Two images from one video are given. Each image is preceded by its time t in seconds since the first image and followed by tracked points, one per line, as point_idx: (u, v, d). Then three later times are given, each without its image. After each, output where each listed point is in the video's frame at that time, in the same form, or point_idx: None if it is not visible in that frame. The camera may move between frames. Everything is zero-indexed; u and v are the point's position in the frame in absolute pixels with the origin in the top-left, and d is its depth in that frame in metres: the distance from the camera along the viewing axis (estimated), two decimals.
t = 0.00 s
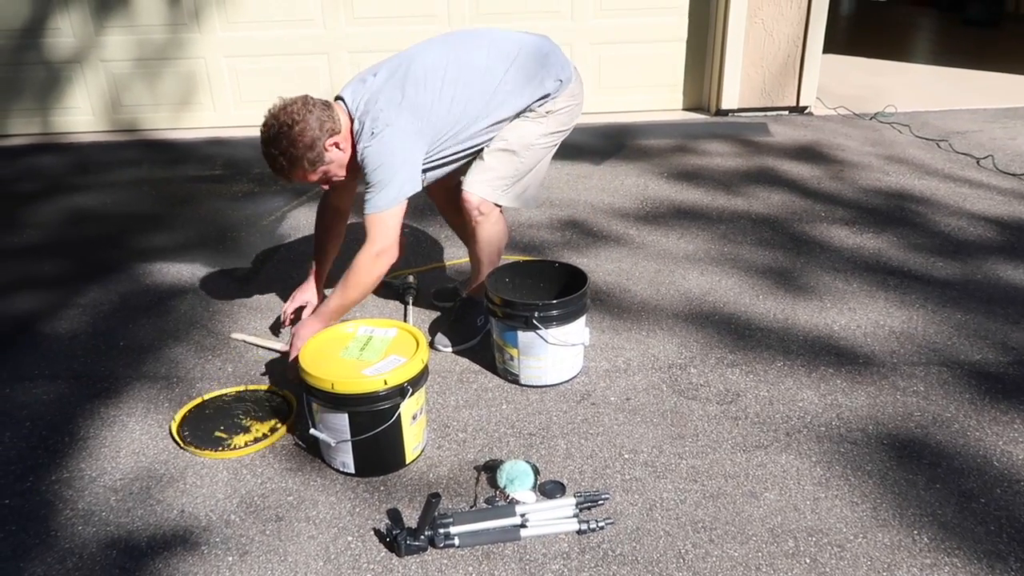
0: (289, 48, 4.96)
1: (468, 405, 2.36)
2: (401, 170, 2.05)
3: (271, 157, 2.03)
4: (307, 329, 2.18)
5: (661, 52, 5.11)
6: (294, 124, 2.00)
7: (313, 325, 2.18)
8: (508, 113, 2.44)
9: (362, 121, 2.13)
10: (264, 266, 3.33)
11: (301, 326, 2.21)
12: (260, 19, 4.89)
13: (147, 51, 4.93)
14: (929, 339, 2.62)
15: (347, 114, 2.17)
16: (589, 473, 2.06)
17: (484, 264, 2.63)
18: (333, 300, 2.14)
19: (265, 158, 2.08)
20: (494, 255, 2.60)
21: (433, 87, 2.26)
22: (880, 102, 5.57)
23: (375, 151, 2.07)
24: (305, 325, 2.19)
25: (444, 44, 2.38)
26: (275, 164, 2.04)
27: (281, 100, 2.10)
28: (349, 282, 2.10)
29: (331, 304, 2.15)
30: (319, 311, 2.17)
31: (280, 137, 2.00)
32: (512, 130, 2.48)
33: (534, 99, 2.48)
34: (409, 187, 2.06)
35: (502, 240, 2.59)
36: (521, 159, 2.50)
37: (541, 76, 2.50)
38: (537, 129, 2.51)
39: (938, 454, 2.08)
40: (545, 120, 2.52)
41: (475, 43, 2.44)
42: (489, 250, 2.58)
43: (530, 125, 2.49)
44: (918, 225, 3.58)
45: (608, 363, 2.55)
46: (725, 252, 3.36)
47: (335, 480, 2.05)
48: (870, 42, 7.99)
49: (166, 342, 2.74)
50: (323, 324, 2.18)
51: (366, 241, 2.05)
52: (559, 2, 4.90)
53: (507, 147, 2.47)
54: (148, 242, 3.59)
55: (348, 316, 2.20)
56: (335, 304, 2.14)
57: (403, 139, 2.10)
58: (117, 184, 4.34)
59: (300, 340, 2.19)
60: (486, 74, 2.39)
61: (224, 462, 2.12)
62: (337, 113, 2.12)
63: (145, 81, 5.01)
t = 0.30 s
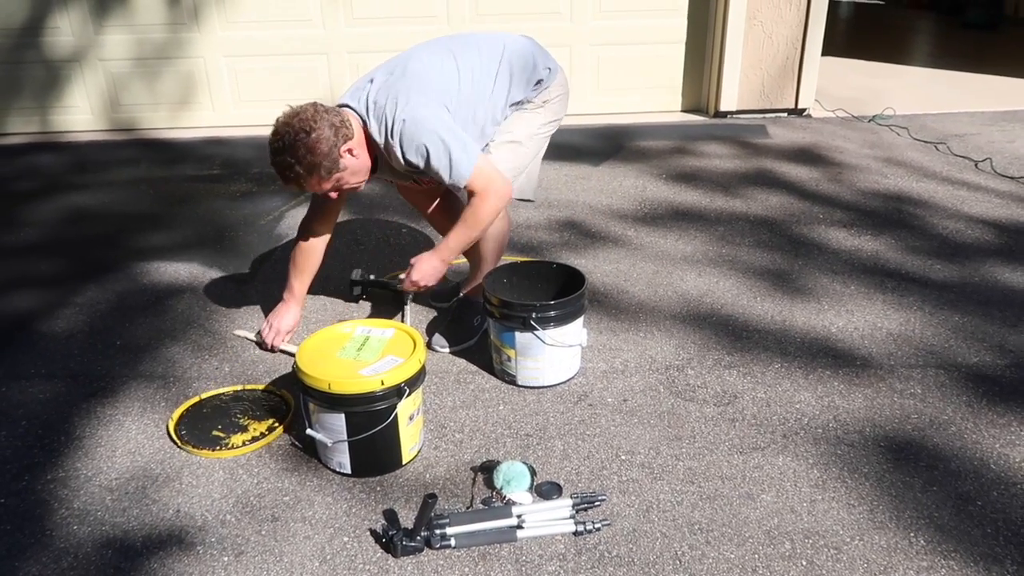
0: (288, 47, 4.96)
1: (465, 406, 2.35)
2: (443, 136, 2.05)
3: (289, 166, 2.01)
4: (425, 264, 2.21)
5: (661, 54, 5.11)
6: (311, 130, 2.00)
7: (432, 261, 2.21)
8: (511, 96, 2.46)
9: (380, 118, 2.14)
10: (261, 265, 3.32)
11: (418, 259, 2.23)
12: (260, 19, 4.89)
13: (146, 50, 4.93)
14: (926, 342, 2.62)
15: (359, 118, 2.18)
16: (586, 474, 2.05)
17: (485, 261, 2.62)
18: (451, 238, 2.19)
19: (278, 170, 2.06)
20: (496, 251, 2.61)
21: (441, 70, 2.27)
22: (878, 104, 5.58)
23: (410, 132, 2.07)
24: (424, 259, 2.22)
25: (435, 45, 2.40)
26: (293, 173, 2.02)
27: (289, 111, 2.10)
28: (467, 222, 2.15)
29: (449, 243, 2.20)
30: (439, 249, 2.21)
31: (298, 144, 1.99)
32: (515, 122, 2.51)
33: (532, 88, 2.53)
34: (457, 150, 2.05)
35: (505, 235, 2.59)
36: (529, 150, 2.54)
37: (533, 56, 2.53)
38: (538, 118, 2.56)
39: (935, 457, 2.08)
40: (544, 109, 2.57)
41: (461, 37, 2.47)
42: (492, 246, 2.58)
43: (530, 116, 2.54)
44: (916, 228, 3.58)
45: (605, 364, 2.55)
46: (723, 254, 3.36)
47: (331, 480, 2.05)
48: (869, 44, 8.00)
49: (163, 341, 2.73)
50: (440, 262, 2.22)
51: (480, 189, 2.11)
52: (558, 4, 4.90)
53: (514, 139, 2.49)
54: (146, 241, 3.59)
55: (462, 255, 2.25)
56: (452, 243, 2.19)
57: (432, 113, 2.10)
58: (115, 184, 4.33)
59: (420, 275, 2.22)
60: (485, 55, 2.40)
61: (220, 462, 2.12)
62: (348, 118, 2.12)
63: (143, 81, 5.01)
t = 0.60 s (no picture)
0: (283, 46, 4.95)
1: (458, 406, 2.35)
2: (473, 88, 2.00)
3: (303, 116, 1.91)
4: (460, 217, 2.17)
5: (656, 54, 5.11)
6: (326, 78, 1.91)
7: (466, 213, 2.17)
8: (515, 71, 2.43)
9: (399, 74, 2.07)
10: (255, 265, 3.31)
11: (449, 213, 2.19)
12: (254, 17, 4.88)
13: (140, 48, 4.91)
14: (919, 342, 2.63)
15: (373, 74, 2.10)
16: (579, 474, 2.06)
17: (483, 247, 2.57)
18: (479, 186, 2.16)
19: (287, 122, 1.95)
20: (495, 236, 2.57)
21: (454, 30, 2.22)
22: (872, 106, 5.59)
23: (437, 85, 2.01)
24: (457, 213, 2.17)
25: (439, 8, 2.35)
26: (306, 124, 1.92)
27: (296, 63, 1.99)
28: (491, 167, 2.14)
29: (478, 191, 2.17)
30: (467, 199, 2.18)
31: (315, 92, 1.89)
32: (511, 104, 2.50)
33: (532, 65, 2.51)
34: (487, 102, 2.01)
35: (504, 218, 2.57)
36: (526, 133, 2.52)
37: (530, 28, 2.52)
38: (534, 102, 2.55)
39: (927, 457, 2.08)
40: (540, 91, 2.56)
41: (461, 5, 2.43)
42: (491, 226, 2.54)
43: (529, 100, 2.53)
44: (909, 229, 3.59)
45: (599, 364, 2.55)
46: (717, 254, 3.37)
47: (324, 480, 2.04)
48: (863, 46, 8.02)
49: (155, 340, 2.72)
50: (472, 212, 2.18)
51: (507, 134, 2.08)
52: (553, 4, 4.90)
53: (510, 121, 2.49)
54: (139, 239, 3.57)
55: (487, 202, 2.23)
56: (481, 188, 2.16)
57: (456, 66, 2.05)
58: (108, 182, 4.31)
59: (457, 230, 2.17)
60: (490, 19, 2.37)
61: (212, 462, 2.11)
62: (360, 71, 2.04)
63: (137, 79, 4.99)
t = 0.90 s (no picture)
0: (276, 45, 4.93)
1: (451, 405, 2.35)
2: (485, 62, 2.10)
3: (328, 94, 1.90)
4: (433, 165, 2.26)
5: (649, 54, 5.12)
6: (351, 56, 1.91)
7: (439, 165, 2.27)
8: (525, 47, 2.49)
9: (415, 50, 2.11)
10: (248, 265, 3.30)
11: (422, 163, 2.27)
12: (247, 16, 4.86)
13: (132, 47, 4.89)
14: (910, 341, 2.64)
15: (388, 51, 2.12)
16: (572, 473, 2.06)
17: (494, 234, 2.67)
18: (457, 146, 2.30)
19: (309, 101, 1.93)
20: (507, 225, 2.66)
21: (459, 2, 2.26)
22: (864, 105, 5.62)
23: (455, 61, 2.09)
24: (430, 163, 2.26)
25: None
26: (329, 104, 1.91)
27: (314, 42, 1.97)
28: (474, 133, 2.30)
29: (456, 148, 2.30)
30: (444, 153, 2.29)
31: (342, 70, 1.89)
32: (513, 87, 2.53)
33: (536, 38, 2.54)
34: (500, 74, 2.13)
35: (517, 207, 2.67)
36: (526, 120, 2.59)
37: None
38: (534, 86, 2.58)
39: (918, 455, 2.09)
40: (542, 75, 2.59)
41: None
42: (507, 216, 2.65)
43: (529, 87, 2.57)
44: (901, 228, 3.60)
45: (592, 363, 2.56)
46: (710, 254, 3.37)
47: (317, 480, 2.04)
48: (855, 46, 8.06)
49: (147, 340, 2.71)
50: (446, 167, 2.29)
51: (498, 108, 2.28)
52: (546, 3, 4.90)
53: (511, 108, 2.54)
54: (131, 239, 3.56)
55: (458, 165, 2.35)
56: (462, 149, 2.30)
57: (471, 40, 2.12)
58: (99, 182, 4.29)
59: (428, 177, 2.26)
60: None
61: (204, 462, 2.11)
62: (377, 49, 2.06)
63: (128, 77, 4.97)
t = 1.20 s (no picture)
0: (269, 45, 4.92)
1: (446, 404, 2.35)
2: (497, 99, 2.13)
3: (357, 161, 1.98)
4: (447, 184, 2.32)
5: (642, 53, 5.12)
6: (376, 123, 1.97)
7: (453, 181, 2.33)
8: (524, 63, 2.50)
9: (428, 96, 2.14)
10: (241, 265, 3.30)
11: (437, 180, 2.34)
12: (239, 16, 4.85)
13: (124, 47, 4.88)
14: (902, 339, 2.66)
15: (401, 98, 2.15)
16: (567, 472, 2.06)
17: (505, 230, 2.73)
18: (473, 164, 2.36)
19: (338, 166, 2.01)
20: (518, 220, 2.73)
21: (461, 33, 2.26)
22: (857, 105, 5.64)
23: (468, 102, 2.11)
24: (444, 180, 2.32)
25: (439, 11, 2.37)
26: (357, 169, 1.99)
27: (336, 104, 2.01)
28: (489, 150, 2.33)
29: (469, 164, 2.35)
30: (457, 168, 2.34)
31: (367, 139, 1.96)
32: (520, 92, 2.55)
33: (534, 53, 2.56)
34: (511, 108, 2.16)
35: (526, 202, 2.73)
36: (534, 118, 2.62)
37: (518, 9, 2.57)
38: (539, 87, 2.60)
39: (911, 453, 2.10)
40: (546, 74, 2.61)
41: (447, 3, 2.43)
42: (518, 213, 2.70)
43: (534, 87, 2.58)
44: (893, 227, 3.61)
45: (586, 362, 2.56)
46: (703, 253, 3.38)
47: (311, 480, 2.04)
48: (847, 45, 8.08)
49: (140, 341, 2.70)
50: (459, 182, 2.35)
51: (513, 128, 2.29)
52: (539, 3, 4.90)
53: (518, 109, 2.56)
54: (124, 239, 3.55)
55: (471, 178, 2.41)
56: (476, 166, 2.36)
57: (481, 78, 2.15)
58: (91, 182, 4.27)
59: (442, 195, 2.32)
60: (486, 12, 2.40)
61: (198, 462, 2.10)
62: (396, 102, 2.10)
63: (121, 77, 4.95)
